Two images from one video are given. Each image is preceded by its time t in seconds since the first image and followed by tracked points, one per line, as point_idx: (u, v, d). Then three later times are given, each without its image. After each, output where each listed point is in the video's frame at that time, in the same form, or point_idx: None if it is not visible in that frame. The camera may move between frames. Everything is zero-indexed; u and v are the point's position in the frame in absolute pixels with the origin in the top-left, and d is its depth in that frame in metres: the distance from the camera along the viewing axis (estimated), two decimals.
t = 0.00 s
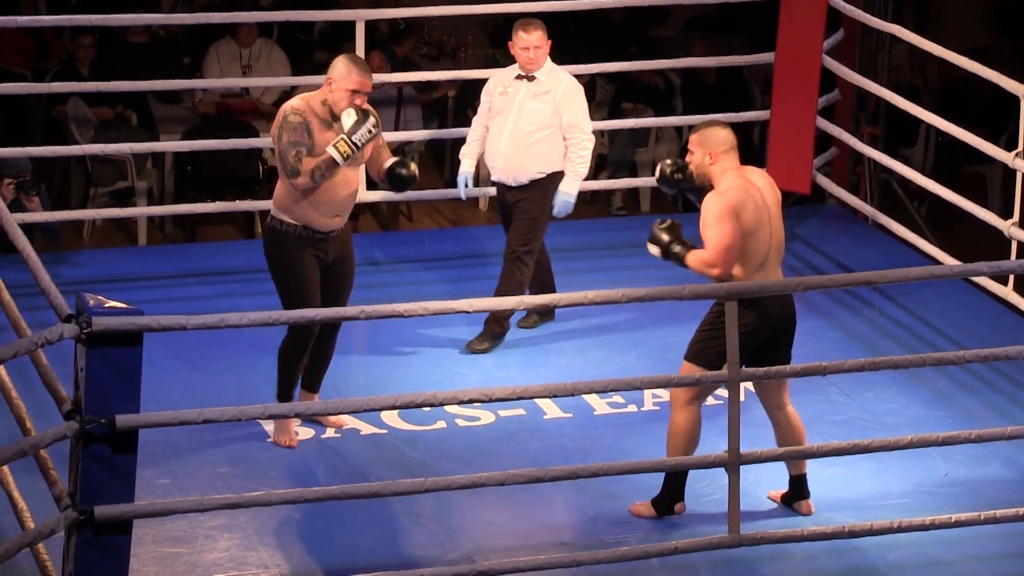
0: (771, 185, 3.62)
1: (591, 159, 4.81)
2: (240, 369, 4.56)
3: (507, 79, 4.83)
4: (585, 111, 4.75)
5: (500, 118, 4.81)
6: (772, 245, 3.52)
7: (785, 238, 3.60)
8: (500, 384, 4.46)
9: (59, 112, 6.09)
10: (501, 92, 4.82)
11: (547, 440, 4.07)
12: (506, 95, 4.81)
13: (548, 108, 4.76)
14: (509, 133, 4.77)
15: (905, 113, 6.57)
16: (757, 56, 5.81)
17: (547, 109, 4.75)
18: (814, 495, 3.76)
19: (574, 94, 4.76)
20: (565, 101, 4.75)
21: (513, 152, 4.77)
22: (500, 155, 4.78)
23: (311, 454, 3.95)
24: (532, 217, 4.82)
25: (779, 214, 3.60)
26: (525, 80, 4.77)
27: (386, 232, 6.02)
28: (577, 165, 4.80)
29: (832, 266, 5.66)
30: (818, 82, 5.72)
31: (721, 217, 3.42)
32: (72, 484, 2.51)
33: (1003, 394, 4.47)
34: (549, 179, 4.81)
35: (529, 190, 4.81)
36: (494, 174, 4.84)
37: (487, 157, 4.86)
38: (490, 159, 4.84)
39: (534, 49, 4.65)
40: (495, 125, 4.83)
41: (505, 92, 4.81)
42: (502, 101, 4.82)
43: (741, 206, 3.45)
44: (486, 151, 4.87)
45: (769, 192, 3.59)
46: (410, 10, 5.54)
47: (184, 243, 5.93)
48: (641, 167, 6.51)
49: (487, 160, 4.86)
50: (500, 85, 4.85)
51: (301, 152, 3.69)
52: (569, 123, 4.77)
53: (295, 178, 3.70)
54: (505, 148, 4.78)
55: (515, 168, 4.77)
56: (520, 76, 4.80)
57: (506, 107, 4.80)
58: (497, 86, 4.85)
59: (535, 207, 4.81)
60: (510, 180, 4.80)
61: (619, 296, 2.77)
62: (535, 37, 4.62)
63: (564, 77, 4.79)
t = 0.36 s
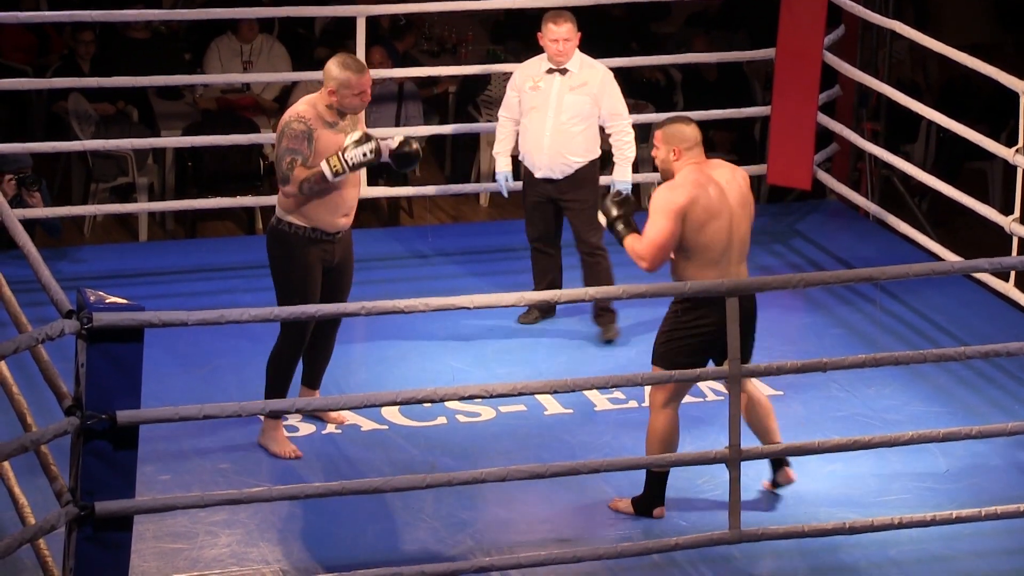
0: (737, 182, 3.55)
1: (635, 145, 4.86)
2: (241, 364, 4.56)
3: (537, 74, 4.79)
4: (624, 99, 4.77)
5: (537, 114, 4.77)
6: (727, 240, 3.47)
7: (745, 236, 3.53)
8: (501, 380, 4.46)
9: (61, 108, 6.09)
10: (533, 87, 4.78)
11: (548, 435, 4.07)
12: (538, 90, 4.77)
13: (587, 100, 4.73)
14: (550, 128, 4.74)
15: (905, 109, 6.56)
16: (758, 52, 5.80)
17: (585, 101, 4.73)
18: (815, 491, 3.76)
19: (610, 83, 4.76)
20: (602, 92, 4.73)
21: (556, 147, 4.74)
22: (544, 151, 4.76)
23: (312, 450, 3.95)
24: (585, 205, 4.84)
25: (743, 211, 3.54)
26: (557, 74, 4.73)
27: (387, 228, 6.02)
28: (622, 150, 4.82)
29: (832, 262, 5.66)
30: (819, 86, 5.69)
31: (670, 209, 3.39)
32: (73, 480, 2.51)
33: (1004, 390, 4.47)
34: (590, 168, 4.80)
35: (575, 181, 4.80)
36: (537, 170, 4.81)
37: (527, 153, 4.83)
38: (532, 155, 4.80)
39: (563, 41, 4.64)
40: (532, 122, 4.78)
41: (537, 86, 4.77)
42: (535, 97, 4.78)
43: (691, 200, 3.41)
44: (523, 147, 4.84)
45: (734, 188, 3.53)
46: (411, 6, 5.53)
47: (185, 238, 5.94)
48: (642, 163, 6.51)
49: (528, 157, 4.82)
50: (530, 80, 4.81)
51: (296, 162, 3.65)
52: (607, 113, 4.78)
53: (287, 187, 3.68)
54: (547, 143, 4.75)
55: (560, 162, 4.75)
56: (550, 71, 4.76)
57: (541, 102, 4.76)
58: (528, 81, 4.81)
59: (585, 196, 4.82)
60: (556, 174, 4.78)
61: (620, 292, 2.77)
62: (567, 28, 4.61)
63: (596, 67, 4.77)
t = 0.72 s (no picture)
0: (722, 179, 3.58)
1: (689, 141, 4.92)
2: (244, 363, 4.56)
3: (598, 81, 4.69)
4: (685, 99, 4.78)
5: (608, 122, 4.69)
6: (706, 239, 3.51)
7: (722, 234, 3.58)
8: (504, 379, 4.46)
9: (64, 107, 6.09)
10: (599, 95, 4.69)
11: (550, 435, 4.07)
12: (605, 97, 4.68)
13: (657, 102, 4.70)
14: (628, 134, 4.68)
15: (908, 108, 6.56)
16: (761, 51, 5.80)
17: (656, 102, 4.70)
18: (818, 490, 3.75)
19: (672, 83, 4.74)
20: (668, 93, 4.71)
21: (636, 152, 4.70)
22: (625, 158, 4.70)
23: (315, 448, 3.95)
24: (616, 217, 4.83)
25: (724, 210, 3.58)
26: (621, 78, 4.67)
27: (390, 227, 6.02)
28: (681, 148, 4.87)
29: (835, 261, 5.66)
30: (820, 85, 5.67)
31: (663, 198, 3.39)
32: (76, 478, 2.52)
33: (1007, 390, 4.46)
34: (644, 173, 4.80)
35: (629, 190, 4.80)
36: (615, 178, 4.74)
37: (601, 164, 4.75)
38: (609, 164, 4.73)
39: (620, 45, 4.51)
40: (605, 131, 4.71)
41: (603, 94, 4.69)
42: (602, 105, 4.69)
43: (683, 191, 3.43)
44: (595, 158, 4.75)
45: (717, 186, 3.57)
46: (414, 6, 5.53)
47: (189, 237, 5.94)
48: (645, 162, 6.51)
49: (603, 167, 4.74)
50: (592, 88, 4.71)
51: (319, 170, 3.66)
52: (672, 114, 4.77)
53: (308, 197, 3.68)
54: (627, 149, 4.69)
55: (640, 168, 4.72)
56: (612, 76, 4.67)
57: (611, 109, 4.68)
58: (591, 91, 4.70)
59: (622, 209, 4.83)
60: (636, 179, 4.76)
61: (623, 291, 2.77)
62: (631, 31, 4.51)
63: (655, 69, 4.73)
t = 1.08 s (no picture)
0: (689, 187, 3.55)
1: (723, 139, 5.05)
2: (247, 361, 4.56)
3: (642, 85, 4.60)
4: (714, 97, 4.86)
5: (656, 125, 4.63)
6: (662, 240, 3.51)
7: (682, 236, 3.57)
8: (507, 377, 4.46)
9: (67, 105, 6.09)
10: (645, 99, 4.60)
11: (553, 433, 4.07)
12: (651, 101, 4.61)
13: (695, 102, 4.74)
14: (677, 136, 4.69)
15: (912, 107, 6.55)
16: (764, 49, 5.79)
17: (694, 103, 4.74)
18: (822, 488, 3.75)
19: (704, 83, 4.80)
20: (708, 95, 4.79)
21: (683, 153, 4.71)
22: (675, 160, 4.69)
23: (319, 446, 3.95)
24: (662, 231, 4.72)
25: (686, 213, 3.56)
26: (663, 81, 4.61)
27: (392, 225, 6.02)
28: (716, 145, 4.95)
29: (839, 259, 5.65)
30: (825, 80, 5.66)
31: (619, 197, 3.41)
32: (80, 476, 2.52)
33: (1011, 387, 4.46)
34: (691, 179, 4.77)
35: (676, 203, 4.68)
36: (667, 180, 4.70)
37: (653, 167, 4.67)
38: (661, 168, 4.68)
39: (659, 48, 4.50)
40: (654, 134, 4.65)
41: (647, 98, 4.61)
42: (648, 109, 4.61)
43: (642, 194, 3.44)
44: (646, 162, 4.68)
45: (682, 189, 3.55)
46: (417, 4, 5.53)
47: (192, 235, 5.94)
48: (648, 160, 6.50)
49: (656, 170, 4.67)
50: (637, 92, 4.60)
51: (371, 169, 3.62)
52: (707, 113, 4.84)
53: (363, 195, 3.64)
54: (676, 151, 4.70)
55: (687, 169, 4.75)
56: (653, 80, 4.61)
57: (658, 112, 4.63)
58: (637, 95, 4.60)
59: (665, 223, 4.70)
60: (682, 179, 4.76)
61: (626, 289, 2.76)
62: (671, 34, 4.50)
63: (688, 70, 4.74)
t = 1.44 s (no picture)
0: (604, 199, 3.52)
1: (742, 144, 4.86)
2: (249, 356, 4.56)
3: (668, 93, 4.45)
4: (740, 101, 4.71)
5: (688, 132, 4.46)
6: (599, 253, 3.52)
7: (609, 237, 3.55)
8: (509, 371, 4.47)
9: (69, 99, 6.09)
10: (674, 107, 4.44)
11: (555, 427, 4.07)
12: (680, 109, 4.44)
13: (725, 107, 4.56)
14: (709, 142, 4.50)
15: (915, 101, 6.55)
16: (767, 43, 5.78)
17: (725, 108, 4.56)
18: (824, 482, 3.75)
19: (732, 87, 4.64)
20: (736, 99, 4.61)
21: (717, 160, 4.53)
22: (709, 167, 4.50)
23: (320, 441, 3.95)
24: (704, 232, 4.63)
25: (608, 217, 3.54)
26: (693, 87, 4.44)
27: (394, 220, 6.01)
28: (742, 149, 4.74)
29: (841, 253, 5.65)
30: (825, 74, 5.67)
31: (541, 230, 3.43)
32: (82, 471, 2.52)
33: (1012, 381, 4.45)
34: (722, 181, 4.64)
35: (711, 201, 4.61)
36: (701, 189, 4.51)
37: (685, 176, 4.49)
38: (694, 176, 4.49)
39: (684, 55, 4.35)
40: (685, 142, 4.47)
41: (676, 106, 4.44)
42: (678, 118, 4.45)
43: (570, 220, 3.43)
44: (677, 171, 4.49)
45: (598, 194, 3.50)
46: None
47: (194, 229, 5.95)
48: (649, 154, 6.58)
49: (689, 179, 4.49)
50: (664, 101, 4.45)
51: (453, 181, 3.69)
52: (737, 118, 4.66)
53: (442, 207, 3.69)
54: (709, 158, 4.50)
55: (720, 175, 4.54)
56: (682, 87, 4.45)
57: (689, 119, 4.45)
58: (665, 103, 4.45)
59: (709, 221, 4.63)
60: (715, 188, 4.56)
61: (628, 283, 2.76)
62: (696, 41, 4.36)
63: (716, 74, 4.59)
